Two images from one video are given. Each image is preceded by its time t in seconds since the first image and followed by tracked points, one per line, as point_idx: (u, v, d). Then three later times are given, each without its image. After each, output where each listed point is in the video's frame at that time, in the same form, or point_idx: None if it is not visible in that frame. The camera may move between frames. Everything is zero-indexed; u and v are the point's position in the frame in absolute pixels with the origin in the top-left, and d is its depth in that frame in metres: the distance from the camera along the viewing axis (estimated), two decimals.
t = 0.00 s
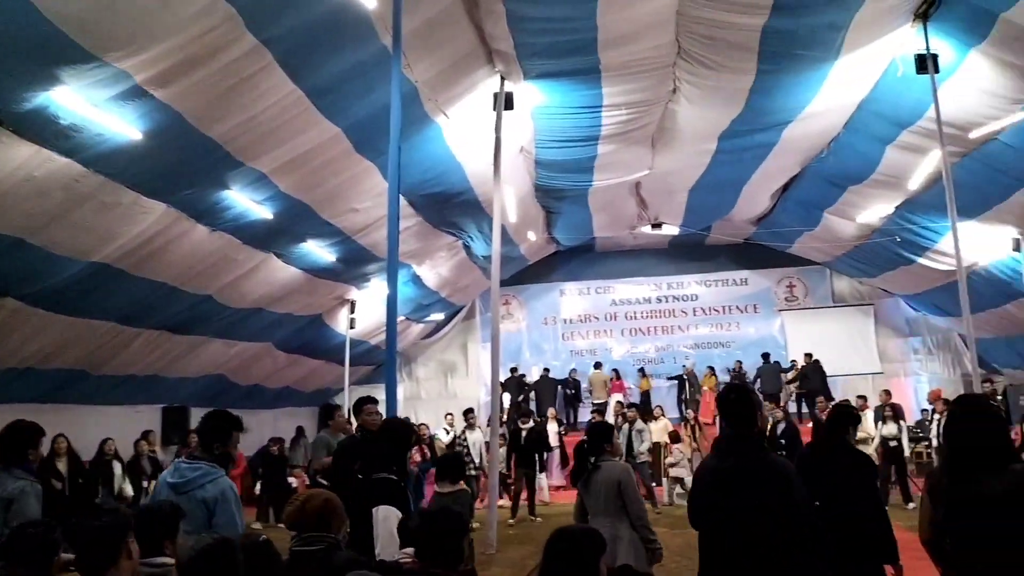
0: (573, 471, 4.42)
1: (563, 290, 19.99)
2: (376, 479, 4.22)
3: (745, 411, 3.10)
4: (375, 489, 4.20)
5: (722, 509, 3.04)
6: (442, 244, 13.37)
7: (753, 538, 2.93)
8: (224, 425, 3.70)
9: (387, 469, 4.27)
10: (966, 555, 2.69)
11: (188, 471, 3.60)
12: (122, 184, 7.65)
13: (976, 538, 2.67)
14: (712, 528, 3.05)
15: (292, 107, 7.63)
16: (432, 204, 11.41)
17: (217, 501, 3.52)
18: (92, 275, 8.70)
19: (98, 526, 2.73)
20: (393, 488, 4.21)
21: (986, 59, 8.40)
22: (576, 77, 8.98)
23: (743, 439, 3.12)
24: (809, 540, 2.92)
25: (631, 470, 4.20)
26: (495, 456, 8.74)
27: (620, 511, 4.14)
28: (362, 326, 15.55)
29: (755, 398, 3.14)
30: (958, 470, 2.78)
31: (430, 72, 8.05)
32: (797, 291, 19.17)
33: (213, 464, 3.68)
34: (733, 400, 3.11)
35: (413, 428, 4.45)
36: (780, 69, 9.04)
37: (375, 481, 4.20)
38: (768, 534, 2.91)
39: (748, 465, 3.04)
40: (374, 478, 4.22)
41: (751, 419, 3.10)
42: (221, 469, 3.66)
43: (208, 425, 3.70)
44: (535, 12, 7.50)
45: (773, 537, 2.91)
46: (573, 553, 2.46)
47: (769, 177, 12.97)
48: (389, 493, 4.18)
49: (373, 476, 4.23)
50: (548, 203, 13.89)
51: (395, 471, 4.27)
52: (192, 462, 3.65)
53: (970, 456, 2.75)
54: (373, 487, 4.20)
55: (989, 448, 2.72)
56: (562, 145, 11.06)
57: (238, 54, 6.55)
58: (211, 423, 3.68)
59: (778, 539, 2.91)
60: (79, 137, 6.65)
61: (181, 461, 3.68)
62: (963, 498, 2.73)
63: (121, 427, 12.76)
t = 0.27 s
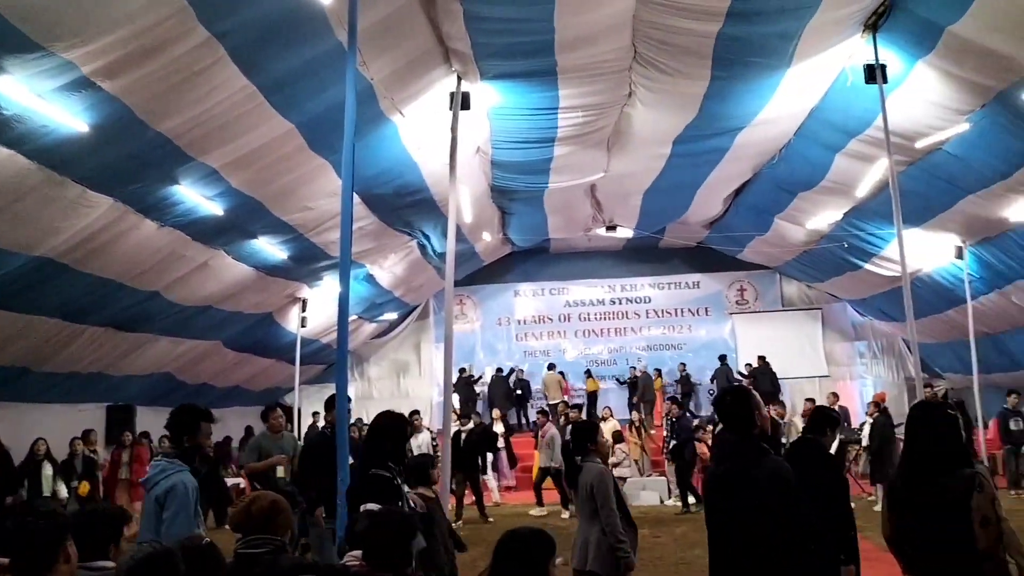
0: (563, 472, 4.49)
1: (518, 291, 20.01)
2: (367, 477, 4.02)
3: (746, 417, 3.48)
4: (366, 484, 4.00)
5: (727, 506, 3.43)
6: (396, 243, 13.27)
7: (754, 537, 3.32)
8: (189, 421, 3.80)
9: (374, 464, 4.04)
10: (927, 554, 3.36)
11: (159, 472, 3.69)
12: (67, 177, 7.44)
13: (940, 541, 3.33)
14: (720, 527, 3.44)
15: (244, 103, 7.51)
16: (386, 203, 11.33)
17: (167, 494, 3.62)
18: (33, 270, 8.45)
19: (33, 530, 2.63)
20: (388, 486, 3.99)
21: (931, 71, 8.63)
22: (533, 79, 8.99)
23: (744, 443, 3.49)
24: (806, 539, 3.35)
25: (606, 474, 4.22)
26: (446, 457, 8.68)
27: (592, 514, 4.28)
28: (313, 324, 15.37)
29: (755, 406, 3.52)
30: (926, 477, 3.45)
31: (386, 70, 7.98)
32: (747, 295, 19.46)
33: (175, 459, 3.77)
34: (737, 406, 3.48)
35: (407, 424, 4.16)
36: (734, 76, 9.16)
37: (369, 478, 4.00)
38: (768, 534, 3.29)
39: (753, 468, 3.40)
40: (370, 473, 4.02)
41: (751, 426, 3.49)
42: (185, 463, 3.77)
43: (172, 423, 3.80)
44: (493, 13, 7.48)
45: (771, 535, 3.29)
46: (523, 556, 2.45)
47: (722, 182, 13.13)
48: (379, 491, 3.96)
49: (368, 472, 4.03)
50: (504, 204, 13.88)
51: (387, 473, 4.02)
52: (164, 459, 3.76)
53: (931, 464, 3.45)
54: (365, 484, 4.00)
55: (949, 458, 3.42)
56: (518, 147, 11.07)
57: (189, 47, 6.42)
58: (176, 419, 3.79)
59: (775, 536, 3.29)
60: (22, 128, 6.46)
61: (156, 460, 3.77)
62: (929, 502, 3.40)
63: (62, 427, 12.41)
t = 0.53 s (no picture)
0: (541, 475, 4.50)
1: (480, 288, 19.99)
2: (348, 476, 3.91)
3: (738, 417, 3.46)
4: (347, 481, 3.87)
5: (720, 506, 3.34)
6: (357, 239, 13.17)
7: (746, 536, 3.22)
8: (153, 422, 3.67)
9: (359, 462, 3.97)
10: (899, 554, 3.29)
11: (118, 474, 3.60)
12: (17, 166, 7.27)
13: (911, 540, 3.27)
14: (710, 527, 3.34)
15: (202, 93, 7.39)
16: (348, 198, 11.23)
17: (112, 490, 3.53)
18: None
19: None
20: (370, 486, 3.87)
21: (888, 77, 8.78)
22: (496, 76, 8.97)
23: (734, 443, 3.44)
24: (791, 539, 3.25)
25: (581, 475, 4.21)
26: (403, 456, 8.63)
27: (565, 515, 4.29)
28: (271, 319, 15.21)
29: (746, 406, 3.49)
30: (897, 476, 3.38)
31: (347, 63, 7.90)
32: (707, 294, 19.67)
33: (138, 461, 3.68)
34: (730, 405, 3.47)
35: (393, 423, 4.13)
36: (696, 77, 9.24)
37: (351, 477, 3.89)
38: (759, 533, 3.20)
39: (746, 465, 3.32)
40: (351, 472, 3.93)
41: (741, 426, 3.45)
42: (144, 464, 3.67)
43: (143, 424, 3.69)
44: (455, 9, 7.45)
45: (764, 534, 3.20)
46: (475, 551, 2.47)
47: (683, 182, 13.24)
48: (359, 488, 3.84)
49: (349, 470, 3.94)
50: (467, 201, 13.85)
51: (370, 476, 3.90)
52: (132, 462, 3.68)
53: (900, 464, 3.39)
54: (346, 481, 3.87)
55: (917, 457, 3.36)
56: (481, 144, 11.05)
57: (145, 37, 6.30)
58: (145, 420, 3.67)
59: (767, 536, 3.20)
60: None
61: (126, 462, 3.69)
62: (897, 502, 3.35)
63: (11, 421, 12.14)
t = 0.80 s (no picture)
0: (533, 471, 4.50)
1: (452, 283, 19.95)
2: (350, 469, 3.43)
3: (730, 413, 3.44)
4: (349, 477, 3.37)
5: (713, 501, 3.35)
6: (328, 232, 13.08)
7: (740, 531, 3.23)
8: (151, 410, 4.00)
9: (362, 456, 3.47)
10: (888, 555, 3.39)
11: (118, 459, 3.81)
12: None
13: (897, 541, 3.38)
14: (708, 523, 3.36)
15: (170, 82, 7.29)
16: (318, 190, 11.15)
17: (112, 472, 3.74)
18: None
19: None
20: (375, 480, 3.39)
21: (858, 81, 8.87)
22: (470, 71, 8.93)
23: (726, 439, 3.43)
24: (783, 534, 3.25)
25: (574, 473, 4.24)
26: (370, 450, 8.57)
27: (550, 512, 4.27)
28: (239, 310, 15.07)
29: (738, 402, 3.47)
30: (886, 477, 3.49)
31: (318, 53, 7.83)
32: (677, 293, 19.79)
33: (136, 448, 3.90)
34: (722, 402, 3.45)
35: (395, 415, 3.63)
36: (669, 77, 9.27)
37: (352, 469, 3.41)
38: (754, 529, 3.19)
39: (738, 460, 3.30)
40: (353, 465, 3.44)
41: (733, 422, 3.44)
42: (141, 453, 3.90)
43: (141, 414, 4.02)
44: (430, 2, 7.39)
45: (756, 530, 3.19)
46: (425, 551, 2.43)
47: (655, 181, 13.30)
48: (362, 482, 3.36)
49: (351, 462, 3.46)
50: (440, 195, 13.80)
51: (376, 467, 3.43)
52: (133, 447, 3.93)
53: (889, 466, 3.49)
54: (349, 475, 3.38)
55: (905, 458, 3.45)
56: (454, 138, 11.01)
57: (112, 24, 6.19)
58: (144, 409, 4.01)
59: (758, 531, 3.20)
60: None
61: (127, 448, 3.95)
62: (886, 504, 3.45)
63: None
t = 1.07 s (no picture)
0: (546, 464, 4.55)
1: (436, 276, 19.91)
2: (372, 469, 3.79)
3: (733, 419, 3.55)
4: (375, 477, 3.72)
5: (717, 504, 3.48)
6: (311, 224, 13.01)
7: (743, 535, 3.35)
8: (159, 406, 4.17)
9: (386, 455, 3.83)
10: (892, 555, 3.26)
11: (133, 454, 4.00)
12: None
13: (902, 541, 3.23)
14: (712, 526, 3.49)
15: (150, 71, 7.21)
16: (301, 182, 11.09)
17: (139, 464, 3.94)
18: None
19: None
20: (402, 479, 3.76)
21: (842, 82, 8.89)
22: (454, 65, 8.89)
23: (730, 444, 3.55)
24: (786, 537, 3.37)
25: (582, 469, 4.29)
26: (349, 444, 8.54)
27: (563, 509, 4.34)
28: (221, 301, 14.99)
29: (741, 408, 3.59)
30: (903, 481, 3.29)
31: (301, 44, 7.77)
32: (661, 289, 19.83)
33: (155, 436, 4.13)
34: (724, 409, 3.55)
35: (410, 417, 4.01)
36: (654, 74, 9.26)
37: (379, 469, 3.76)
38: (757, 533, 3.33)
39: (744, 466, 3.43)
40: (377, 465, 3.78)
41: (736, 428, 3.55)
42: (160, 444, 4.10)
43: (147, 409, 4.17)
44: None
45: (760, 534, 3.33)
46: (390, 559, 2.40)
47: (639, 178, 13.30)
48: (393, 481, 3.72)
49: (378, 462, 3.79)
50: (424, 188, 13.76)
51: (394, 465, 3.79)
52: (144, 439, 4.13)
53: (902, 468, 3.32)
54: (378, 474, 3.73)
55: (925, 464, 3.28)
56: (438, 132, 10.97)
57: (90, 11, 6.12)
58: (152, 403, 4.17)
59: (761, 535, 3.33)
60: None
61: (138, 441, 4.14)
62: (900, 510, 3.27)
63: None
